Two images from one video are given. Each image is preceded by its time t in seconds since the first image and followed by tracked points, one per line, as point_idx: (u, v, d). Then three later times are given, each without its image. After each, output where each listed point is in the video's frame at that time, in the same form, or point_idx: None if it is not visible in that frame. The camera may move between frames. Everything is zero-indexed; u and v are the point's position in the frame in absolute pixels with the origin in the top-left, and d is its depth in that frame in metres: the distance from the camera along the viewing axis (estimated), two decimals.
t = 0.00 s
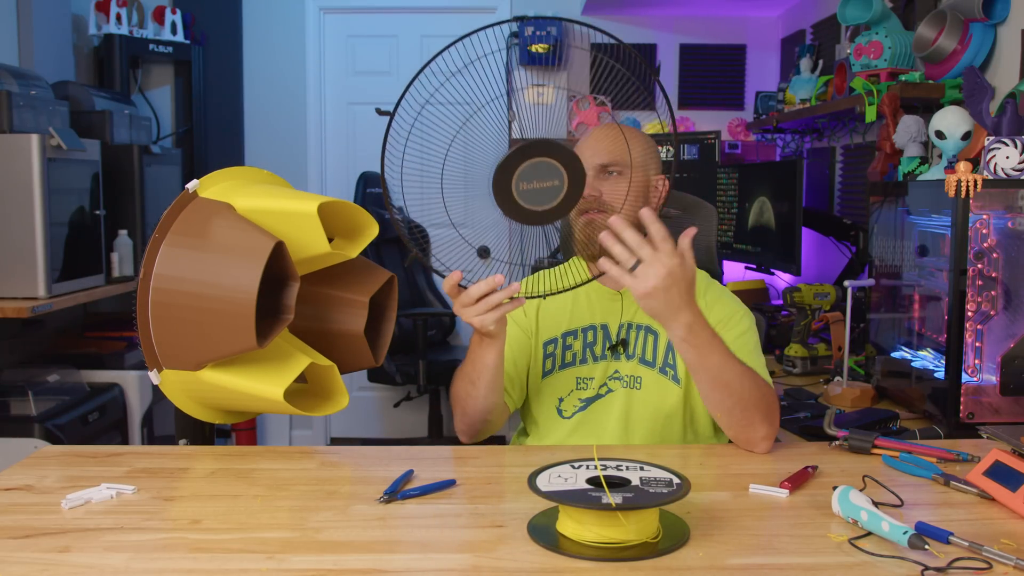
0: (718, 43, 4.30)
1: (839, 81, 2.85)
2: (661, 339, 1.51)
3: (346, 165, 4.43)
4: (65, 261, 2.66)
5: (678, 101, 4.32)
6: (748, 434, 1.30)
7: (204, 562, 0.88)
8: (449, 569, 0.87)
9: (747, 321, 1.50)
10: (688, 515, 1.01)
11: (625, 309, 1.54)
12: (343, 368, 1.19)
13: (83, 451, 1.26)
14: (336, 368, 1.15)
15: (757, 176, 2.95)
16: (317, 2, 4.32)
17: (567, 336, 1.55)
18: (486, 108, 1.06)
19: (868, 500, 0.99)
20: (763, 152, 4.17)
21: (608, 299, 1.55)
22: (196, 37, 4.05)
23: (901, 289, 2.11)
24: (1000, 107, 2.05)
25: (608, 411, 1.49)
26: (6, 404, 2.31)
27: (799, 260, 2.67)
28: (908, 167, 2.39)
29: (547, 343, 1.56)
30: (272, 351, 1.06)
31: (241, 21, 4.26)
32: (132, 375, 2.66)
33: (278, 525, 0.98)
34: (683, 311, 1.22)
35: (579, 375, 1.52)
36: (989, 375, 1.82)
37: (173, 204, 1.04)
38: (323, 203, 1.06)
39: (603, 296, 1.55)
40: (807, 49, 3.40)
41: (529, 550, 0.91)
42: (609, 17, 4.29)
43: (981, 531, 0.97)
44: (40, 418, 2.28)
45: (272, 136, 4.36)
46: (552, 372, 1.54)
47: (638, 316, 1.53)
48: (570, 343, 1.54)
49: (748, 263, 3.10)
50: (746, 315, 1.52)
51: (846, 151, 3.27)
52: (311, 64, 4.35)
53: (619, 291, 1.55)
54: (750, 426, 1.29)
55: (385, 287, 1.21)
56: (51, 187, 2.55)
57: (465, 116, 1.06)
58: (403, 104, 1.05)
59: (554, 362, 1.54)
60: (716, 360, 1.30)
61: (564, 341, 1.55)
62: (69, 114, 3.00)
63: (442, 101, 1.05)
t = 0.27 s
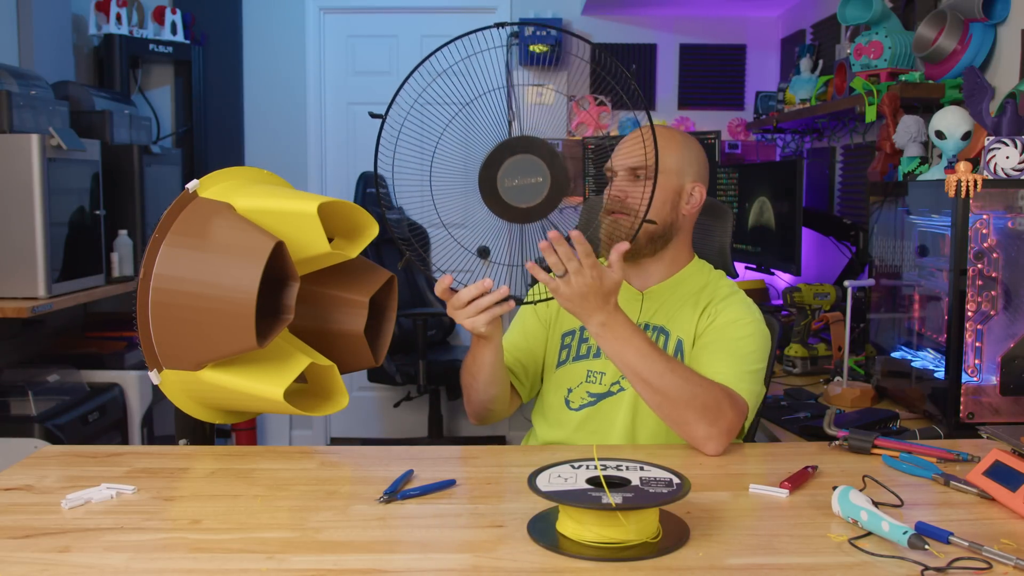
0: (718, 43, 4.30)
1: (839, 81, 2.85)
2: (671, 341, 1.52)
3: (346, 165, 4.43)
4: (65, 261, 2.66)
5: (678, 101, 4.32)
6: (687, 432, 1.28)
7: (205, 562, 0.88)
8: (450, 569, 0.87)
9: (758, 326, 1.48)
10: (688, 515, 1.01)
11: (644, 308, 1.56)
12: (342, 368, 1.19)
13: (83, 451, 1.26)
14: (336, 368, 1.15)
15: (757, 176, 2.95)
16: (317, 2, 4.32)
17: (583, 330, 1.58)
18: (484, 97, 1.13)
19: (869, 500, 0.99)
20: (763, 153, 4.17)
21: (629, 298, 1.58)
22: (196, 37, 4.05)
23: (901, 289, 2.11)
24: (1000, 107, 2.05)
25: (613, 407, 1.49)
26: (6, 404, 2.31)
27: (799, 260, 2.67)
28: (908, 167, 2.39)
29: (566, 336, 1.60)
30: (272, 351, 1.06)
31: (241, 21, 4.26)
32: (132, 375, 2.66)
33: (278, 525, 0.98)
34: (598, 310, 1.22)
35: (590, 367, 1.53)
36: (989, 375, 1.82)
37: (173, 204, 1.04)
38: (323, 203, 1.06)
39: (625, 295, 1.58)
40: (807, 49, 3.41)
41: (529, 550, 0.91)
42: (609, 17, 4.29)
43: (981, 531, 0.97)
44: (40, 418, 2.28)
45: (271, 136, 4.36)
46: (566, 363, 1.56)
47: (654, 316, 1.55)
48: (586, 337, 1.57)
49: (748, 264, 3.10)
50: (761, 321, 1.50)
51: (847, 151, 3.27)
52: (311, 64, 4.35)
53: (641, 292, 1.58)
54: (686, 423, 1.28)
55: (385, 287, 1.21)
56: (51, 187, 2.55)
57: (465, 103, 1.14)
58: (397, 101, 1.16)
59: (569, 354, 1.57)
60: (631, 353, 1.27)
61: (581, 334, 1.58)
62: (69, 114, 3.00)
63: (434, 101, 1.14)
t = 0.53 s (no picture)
0: (718, 43, 4.30)
1: (839, 81, 2.85)
2: (676, 340, 1.53)
3: (346, 165, 4.43)
4: (65, 261, 2.66)
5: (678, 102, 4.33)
6: (693, 432, 1.28)
7: (204, 562, 0.88)
8: (449, 570, 0.87)
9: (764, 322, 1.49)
10: (688, 515, 1.01)
11: (648, 307, 1.56)
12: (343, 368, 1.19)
13: (83, 451, 1.26)
14: (336, 368, 1.15)
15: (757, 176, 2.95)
16: (317, 2, 4.32)
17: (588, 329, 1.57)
18: (485, 132, 1.06)
19: (869, 500, 0.99)
20: (763, 152, 4.17)
21: (634, 298, 1.57)
22: (196, 37, 4.05)
23: (901, 289, 2.11)
24: (1000, 107, 2.05)
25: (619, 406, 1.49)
26: (6, 404, 2.31)
27: (799, 260, 2.66)
28: (908, 167, 2.39)
29: (570, 335, 1.59)
30: (272, 351, 1.06)
31: (241, 20, 4.27)
32: (132, 375, 2.66)
33: (278, 525, 0.98)
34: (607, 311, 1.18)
35: (594, 367, 1.53)
36: (989, 376, 1.82)
37: (173, 203, 1.04)
38: (323, 203, 1.06)
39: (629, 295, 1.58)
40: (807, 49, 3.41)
41: (529, 550, 0.91)
42: (609, 17, 4.30)
43: (981, 531, 0.97)
44: (40, 418, 2.28)
45: (271, 136, 4.36)
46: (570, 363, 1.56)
47: (659, 315, 1.55)
48: (591, 336, 1.56)
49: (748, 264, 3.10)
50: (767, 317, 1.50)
51: (847, 151, 3.27)
52: (310, 64, 4.35)
53: (645, 291, 1.57)
54: (695, 424, 1.28)
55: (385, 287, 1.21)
56: (51, 187, 2.55)
57: (465, 140, 1.06)
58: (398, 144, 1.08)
59: (574, 354, 1.57)
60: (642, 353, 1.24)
61: (586, 333, 1.57)
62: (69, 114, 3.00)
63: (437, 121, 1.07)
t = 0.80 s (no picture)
0: (718, 43, 4.30)
1: (839, 81, 2.85)
2: (670, 338, 1.52)
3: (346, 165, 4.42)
4: (65, 261, 2.66)
5: (678, 102, 4.33)
6: (739, 438, 1.24)
7: (204, 562, 0.88)
8: (449, 570, 0.87)
9: (756, 313, 1.49)
10: (688, 515, 1.01)
11: (636, 306, 1.54)
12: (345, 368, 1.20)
13: (82, 451, 1.26)
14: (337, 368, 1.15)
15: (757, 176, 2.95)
16: (317, 2, 4.32)
17: (578, 332, 1.56)
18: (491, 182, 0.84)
19: (868, 500, 0.99)
20: (763, 152, 4.16)
21: (620, 296, 1.55)
22: (196, 37, 4.05)
23: (901, 289, 2.11)
24: (1000, 107, 2.05)
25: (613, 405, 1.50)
26: (6, 404, 2.31)
27: (799, 260, 2.66)
28: (908, 167, 2.39)
29: (559, 338, 1.57)
30: (272, 351, 1.06)
31: (241, 21, 4.27)
32: (132, 375, 2.66)
33: (278, 525, 0.98)
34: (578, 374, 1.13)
35: (586, 368, 1.53)
36: (989, 376, 1.82)
37: (174, 203, 1.04)
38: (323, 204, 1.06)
39: (614, 293, 1.56)
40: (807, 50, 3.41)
41: (529, 550, 0.91)
42: (609, 18, 4.30)
43: (981, 531, 0.97)
44: (40, 418, 2.28)
45: (271, 136, 4.37)
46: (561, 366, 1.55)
47: (648, 313, 1.54)
48: (580, 338, 1.55)
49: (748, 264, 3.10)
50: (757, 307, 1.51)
51: (847, 151, 3.27)
52: (310, 63, 4.35)
53: (632, 290, 1.56)
54: (735, 427, 1.23)
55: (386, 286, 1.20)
56: (51, 187, 2.55)
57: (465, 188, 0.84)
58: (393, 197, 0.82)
59: (564, 356, 1.56)
60: (644, 413, 1.22)
61: (575, 336, 1.56)
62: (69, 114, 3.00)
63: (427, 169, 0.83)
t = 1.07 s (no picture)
0: (718, 43, 4.30)
1: (839, 81, 2.85)
2: (663, 341, 1.50)
3: (346, 165, 4.42)
4: (65, 261, 2.66)
5: (678, 102, 4.33)
6: (743, 451, 1.24)
7: (204, 562, 0.88)
8: (449, 570, 0.87)
9: (747, 313, 1.49)
10: (688, 515, 1.01)
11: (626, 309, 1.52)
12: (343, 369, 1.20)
13: (82, 451, 1.26)
14: (335, 369, 1.15)
15: (757, 176, 2.95)
16: (317, 2, 4.32)
17: (568, 339, 1.54)
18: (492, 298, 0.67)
19: (869, 500, 0.99)
20: (763, 152, 4.16)
21: (608, 300, 1.54)
22: (196, 37, 4.06)
23: (901, 289, 2.11)
24: (1000, 106, 2.05)
25: (608, 414, 1.48)
26: (6, 404, 2.31)
27: (799, 260, 2.66)
28: (908, 167, 2.39)
29: (547, 346, 1.55)
30: (273, 351, 1.06)
31: (241, 21, 4.27)
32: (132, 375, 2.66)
33: (279, 525, 0.98)
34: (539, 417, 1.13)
35: (580, 376, 1.50)
36: (989, 376, 1.82)
37: (173, 203, 1.04)
38: (323, 204, 1.07)
39: (602, 298, 1.54)
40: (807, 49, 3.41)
41: (529, 550, 0.91)
42: (609, 17, 4.30)
43: (981, 531, 0.97)
44: (40, 418, 2.28)
45: (272, 136, 4.37)
46: (552, 375, 1.52)
47: (638, 317, 1.52)
48: (570, 346, 1.53)
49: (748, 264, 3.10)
50: (748, 307, 1.50)
51: (847, 151, 3.27)
52: (310, 63, 4.35)
53: (619, 294, 1.54)
54: (739, 441, 1.24)
55: (384, 288, 1.22)
56: (51, 187, 2.55)
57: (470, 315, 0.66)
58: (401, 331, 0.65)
59: (554, 365, 1.53)
60: (649, 436, 1.24)
61: (565, 343, 1.54)
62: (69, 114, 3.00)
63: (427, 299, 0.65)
